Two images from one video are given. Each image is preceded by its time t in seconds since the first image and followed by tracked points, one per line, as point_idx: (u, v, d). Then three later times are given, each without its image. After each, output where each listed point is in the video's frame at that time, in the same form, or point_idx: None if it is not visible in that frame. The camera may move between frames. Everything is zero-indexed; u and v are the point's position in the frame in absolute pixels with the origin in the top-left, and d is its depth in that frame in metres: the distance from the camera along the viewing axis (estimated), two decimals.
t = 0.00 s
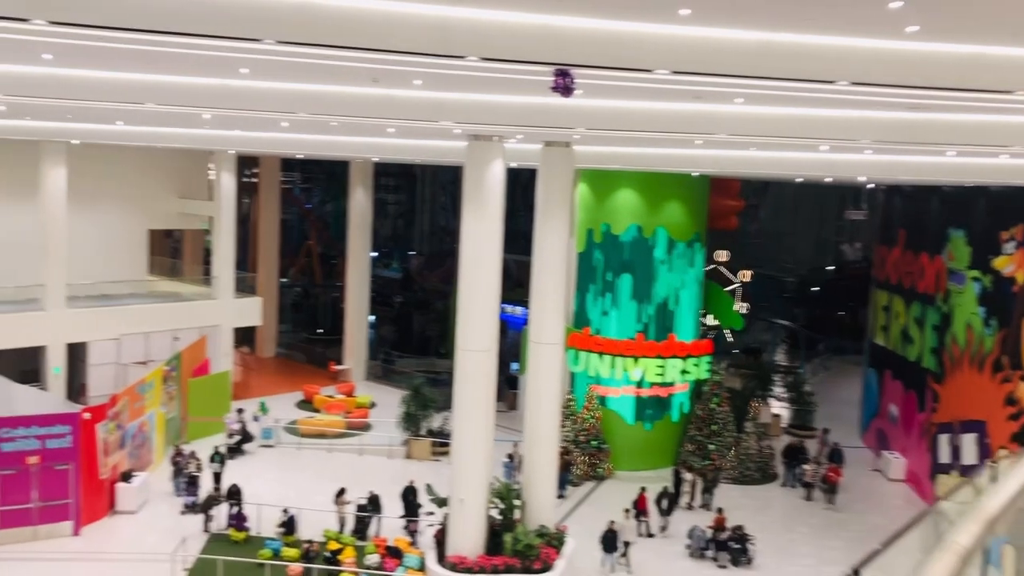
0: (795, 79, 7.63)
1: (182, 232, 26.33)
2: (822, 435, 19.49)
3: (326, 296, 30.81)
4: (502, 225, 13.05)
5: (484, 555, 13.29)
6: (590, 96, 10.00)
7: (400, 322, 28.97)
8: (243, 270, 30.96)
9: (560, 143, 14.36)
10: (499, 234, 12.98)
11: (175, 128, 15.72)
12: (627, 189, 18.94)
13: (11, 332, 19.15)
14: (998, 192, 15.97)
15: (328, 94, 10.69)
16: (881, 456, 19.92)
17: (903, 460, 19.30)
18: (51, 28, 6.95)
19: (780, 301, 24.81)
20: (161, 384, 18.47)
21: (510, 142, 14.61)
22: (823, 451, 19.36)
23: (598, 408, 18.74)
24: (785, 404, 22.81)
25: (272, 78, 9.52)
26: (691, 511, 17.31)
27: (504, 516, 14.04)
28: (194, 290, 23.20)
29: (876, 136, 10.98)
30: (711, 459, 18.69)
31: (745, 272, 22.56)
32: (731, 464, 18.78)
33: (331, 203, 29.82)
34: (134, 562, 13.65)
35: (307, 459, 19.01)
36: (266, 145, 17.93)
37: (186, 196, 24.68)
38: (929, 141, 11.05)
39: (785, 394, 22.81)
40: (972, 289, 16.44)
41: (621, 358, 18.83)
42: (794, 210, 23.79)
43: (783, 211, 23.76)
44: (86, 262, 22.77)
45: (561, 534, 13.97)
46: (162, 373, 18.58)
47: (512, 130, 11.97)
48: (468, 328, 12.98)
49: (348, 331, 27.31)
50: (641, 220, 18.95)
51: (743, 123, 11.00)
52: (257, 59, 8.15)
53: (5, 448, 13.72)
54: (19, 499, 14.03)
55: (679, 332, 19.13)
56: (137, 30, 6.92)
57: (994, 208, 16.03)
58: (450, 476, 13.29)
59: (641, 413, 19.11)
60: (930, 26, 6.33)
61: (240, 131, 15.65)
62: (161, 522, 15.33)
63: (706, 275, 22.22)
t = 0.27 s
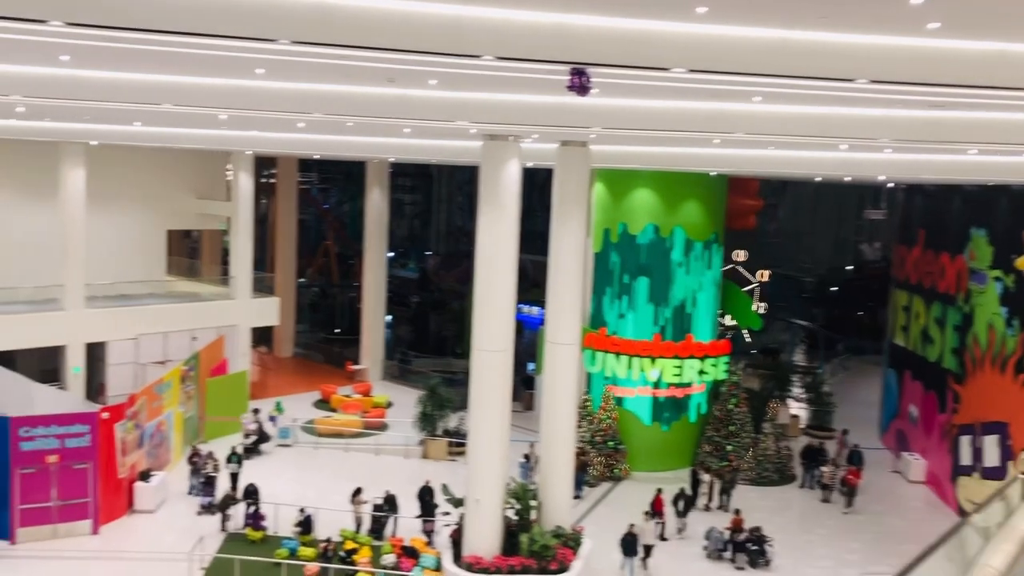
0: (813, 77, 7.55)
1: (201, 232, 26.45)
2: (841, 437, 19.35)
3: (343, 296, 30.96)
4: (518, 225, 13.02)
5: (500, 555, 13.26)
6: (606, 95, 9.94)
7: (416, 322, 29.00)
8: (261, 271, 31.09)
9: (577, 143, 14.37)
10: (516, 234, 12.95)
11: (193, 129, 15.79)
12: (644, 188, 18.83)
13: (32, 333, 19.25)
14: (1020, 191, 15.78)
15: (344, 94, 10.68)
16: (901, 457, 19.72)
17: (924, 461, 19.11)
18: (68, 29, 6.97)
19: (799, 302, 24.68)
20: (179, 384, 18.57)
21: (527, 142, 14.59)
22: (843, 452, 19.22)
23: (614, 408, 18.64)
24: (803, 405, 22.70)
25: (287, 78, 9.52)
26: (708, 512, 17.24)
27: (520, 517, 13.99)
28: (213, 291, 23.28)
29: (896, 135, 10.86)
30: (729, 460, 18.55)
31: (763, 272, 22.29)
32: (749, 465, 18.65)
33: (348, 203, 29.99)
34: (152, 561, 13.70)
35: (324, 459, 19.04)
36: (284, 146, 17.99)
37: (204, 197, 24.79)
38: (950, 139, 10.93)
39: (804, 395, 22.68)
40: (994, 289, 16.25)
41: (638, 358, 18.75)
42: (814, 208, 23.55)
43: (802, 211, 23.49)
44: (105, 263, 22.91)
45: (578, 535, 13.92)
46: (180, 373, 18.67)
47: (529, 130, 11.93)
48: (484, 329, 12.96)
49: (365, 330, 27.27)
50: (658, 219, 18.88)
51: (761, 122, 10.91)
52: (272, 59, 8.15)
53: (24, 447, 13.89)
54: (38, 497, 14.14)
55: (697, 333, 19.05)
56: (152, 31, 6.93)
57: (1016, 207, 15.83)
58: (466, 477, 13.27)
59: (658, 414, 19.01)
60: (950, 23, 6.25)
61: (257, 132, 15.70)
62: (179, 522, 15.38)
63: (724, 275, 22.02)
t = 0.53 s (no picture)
0: (830, 75, 7.47)
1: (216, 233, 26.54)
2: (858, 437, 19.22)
3: (358, 296, 31.26)
4: (532, 224, 12.97)
5: (515, 556, 13.21)
6: (621, 94, 9.88)
7: (431, 322, 29.03)
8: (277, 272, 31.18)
9: (591, 143, 14.29)
10: (529, 235, 12.92)
11: (208, 130, 15.82)
12: (659, 187, 18.76)
13: (50, 333, 19.43)
14: None
15: (358, 94, 10.67)
16: (919, 458, 19.55)
17: (942, 461, 18.95)
18: (82, 30, 6.98)
19: (816, 300, 24.52)
20: (195, 384, 18.63)
21: (541, 142, 14.53)
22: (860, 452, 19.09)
23: (629, 409, 18.57)
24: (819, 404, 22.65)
25: (301, 78, 9.52)
26: (724, 512, 17.15)
27: (535, 517, 13.95)
28: (228, 291, 23.43)
29: (914, 133, 10.75)
30: (744, 460, 18.53)
31: (778, 272, 22.15)
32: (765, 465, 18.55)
33: (363, 203, 30.32)
34: (168, 561, 13.75)
35: (339, 459, 19.06)
36: (297, 146, 17.98)
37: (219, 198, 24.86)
38: (970, 136, 10.79)
39: (821, 395, 22.60)
40: (1013, 288, 16.06)
41: (653, 358, 18.70)
42: (831, 207, 23.44)
43: (819, 210, 23.44)
44: (121, 263, 23.02)
45: (593, 536, 13.86)
46: (196, 373, 18.74)
47: (542, 129, 11.89)
48: (498, 329, 12.93)
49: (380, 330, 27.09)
50: (673, 218, 18.78)
51: (777, 119, 10.82)
52: (286, 60, 8.14)
53: (41, 447, 13.98)
54: (56, 497, 14.22)
55: (713, 333, 18.92)
56: (166, 32, 6.93)
57: None
58: (481, 477, 13.23)
59: (673, 414, 18.92)
60: (971, 18, 6.15)
61: (271, 133, 15.72)
62: (194, 522, 15.43)
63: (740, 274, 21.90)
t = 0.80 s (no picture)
0: (838, 72, 7.44)
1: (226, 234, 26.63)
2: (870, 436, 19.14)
3: (367, 296, 31.55)
4: (541, 224, 12.94)
5: (525, 556, 13.20)
6: (628, 93, 9.87)
7: (441, 322, 29.22)
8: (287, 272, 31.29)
9: (599, 142, 14.23)
10: (537, 235, 12.89)
11: (217, 132, 15.88)
12: (667, 186, 18.73)
13: (62, 334, 19.52)
14: None
15: (365, 94, 10.68)
16: (931, 456, 19.48)
17: (954, 460, 18.86)
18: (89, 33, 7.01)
19: (826, 299, 24.35)
20: (205, 386, 18.69)
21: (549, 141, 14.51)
22: (872, 452, 19.01)
23: (639, 408, 18.49)
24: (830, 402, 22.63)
25: (308, 80, 9.55)
26: (735, 512, 17.10)
27: (545, 517, 13.94)
28: (239, 292, 23.47)
29: (923, 130, 10.71)
30: (755, 460, 18.52)
31: (788, 270, 22.10)
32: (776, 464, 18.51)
33: (372, 204, 30.31)
34: (180, 561, 13.80)
35: (349, 459, 19.10)
36: (306, 147, 17.99)
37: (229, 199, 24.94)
38: (980, 134, 10.73)
39: (832, 394, 22.57)
40: None
41: (663, 357, 18.67)
42: (840, 205, 23.32)
43: (828, 208, 23.33)
44: (132, 265, 23.12)
45: (603, 536, 13.84)
46: (206, 374, 18.80)
47: (550, 128, 11.89)
48: (507, 330, 12.93)
49: (390, 329, 27.04)
50: (682, 217, 18.74)
51: (785, 118, 10.80)
52: (293, 61, 8.16)
53: (53, 449, 14.06)
54: (68, 498, 14.29)
55: (722, 332, 18.87)
56: (172, 34, 6.95)
57: None
58: (490, 477, 13.23)
59: (683, 413, 18.89)
60: (981, 14, 6.11)
61: (280, 134, 15.77)
62: (205, 522, 15.48)
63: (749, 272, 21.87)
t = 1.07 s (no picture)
0: (840, 69, 7.36)
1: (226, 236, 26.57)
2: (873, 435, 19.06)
3: (368, 297, 31.52)
4: (541, 223, 12.87)
5: (527, 558, 13.12)
6: (628, 91, 9.79)
7: (441, 323, 29.08)
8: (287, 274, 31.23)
9: (599, 141, 14.16)
10: (537, 235, 12.80)
11: (215, 133, 15.80)
12: (668, 184, 18.64)
13: (61, 336, 19.44)
14: None
15: (363, 94, 10.60)
16: (934, 455, 19.40)
17: (957, 458, 18.79)
18: (82, 34, 6.93)
19: (828, 297, 24.30)
20: (204, 388, 18.62)
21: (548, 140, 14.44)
22: (875, 451, 18.95)
23: (640, 408, 18.43)
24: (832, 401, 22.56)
25: (305, 80, 9.47)
26: (737, 512, 17.01)
27: (547, 519, 13.86)
28: (238, 294, 23.37)
29: (926, 127, 10.63)
30: (757, 459, 18.46)
31: (789, 268, 22.02)
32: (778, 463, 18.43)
33: (372, 205, 30.20)
34: (179, 565, 13.72)
35: (350, 461, 19.03)
36: (305, 148, 17.93)
37: (228, 200, 24.87)
38: (983, 130, 10.64)
39: (834, 392, 22.49)
40: None
41: (664, 357, 18.58)
42: (842, 203, 23.30)
43: (830, 207, 23.36)
44: (131, 266, 23.04)
45: (605, 537, 13.76)
46: (206, 377, 18.73)
47: (549, 127, 11.79)
48: (509, 331, 12.84)
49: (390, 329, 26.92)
50: (683, 216, 18.65)
51: (786, 116, 10.72)
52: (289, 61, 8.09)
53: (52, 453, 13.99)
54: (67, 502, 14.21)
55: (724, 331, 18.77)
56: (168, 35, 6.87)
57: None
58: (492, 479, 13.15)
59: (685, 413, 18.79)
60: (984, 10, 6.02)
61: (278, 135, 15.70)
62: (205, 526, 15.41)
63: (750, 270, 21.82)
